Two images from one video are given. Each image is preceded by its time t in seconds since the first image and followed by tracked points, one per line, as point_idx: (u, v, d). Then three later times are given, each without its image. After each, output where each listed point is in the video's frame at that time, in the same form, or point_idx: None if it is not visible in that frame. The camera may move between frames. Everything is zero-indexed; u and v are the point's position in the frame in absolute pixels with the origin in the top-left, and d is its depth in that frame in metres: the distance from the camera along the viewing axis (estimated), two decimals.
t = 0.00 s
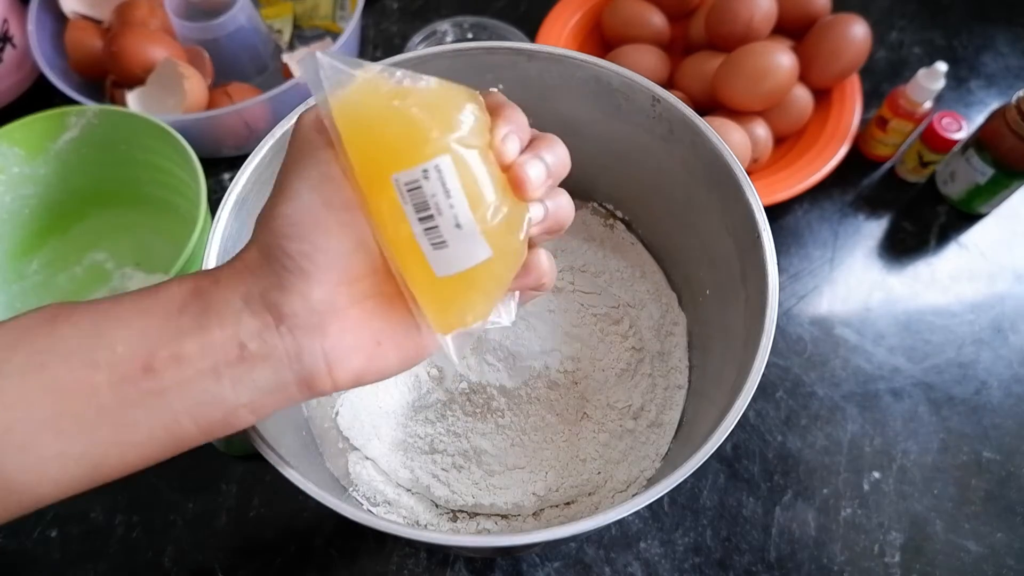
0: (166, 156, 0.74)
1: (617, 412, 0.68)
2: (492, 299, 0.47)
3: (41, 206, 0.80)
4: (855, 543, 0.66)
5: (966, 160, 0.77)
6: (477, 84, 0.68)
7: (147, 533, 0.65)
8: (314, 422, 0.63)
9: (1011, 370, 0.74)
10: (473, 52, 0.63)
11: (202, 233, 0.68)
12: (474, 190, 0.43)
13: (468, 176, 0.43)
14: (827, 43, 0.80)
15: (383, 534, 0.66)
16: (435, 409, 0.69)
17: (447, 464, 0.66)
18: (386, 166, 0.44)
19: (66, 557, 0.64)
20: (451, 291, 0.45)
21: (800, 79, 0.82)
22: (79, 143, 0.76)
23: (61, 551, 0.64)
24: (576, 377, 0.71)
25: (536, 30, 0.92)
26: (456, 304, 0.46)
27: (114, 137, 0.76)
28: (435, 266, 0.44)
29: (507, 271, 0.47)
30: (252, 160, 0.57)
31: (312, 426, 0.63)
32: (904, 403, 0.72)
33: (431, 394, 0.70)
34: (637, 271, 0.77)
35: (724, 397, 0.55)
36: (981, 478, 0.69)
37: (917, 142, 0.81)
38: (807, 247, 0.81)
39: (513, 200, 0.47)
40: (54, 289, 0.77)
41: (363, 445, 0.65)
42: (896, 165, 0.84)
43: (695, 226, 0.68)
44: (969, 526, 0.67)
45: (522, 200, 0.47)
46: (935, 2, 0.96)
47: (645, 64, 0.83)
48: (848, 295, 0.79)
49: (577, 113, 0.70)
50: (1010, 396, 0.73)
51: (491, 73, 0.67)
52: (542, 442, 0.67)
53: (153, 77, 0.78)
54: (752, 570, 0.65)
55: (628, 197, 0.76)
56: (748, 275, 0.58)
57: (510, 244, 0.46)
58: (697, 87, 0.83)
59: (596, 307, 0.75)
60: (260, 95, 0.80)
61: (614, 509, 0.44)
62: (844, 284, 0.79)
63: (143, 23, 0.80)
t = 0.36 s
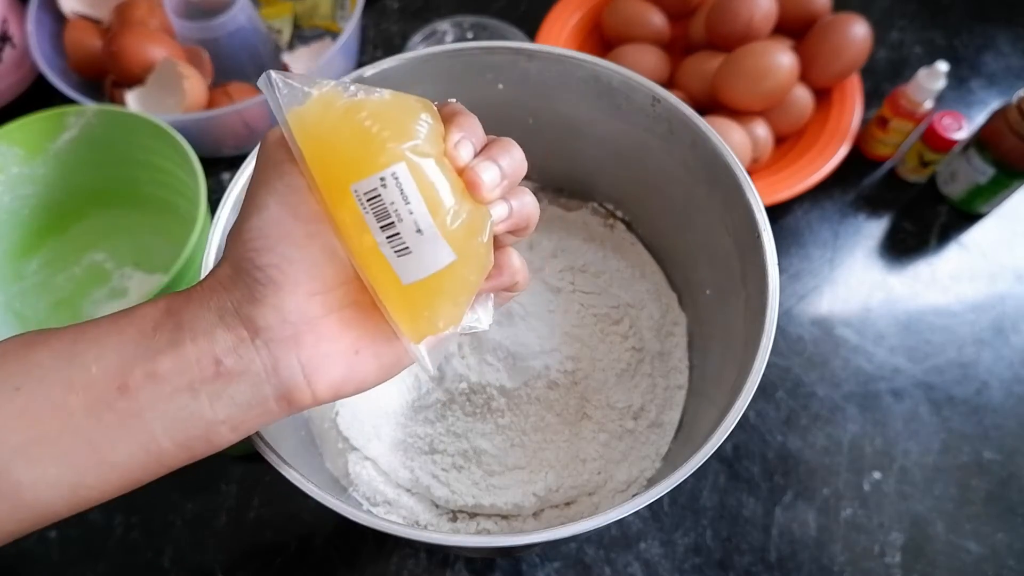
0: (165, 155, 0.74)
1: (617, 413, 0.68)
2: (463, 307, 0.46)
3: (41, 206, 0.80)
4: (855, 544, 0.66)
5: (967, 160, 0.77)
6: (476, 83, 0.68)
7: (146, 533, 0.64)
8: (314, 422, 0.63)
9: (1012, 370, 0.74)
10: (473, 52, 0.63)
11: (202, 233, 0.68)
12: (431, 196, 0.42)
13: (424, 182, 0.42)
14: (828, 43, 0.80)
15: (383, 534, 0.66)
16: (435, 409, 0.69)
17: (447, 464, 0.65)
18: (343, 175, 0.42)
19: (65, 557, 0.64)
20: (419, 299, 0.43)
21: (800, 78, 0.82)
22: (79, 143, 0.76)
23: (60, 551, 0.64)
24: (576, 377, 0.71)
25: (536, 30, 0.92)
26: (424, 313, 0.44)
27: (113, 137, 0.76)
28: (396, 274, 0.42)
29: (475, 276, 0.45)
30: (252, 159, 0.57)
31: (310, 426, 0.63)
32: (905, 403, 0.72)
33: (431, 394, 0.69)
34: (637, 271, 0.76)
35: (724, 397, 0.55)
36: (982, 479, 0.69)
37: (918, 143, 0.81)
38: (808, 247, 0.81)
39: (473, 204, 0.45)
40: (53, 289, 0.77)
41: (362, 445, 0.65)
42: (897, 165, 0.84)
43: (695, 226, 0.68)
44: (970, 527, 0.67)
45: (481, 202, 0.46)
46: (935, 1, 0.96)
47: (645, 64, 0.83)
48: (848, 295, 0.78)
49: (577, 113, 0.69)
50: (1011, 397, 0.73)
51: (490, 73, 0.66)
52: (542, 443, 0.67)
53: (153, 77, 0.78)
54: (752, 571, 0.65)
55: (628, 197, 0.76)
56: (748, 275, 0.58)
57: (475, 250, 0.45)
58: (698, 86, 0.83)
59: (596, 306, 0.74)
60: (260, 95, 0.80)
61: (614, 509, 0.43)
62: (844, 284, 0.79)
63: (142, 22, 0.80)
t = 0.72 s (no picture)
0: (166, 155, 0.74)
1: (617, 412, 0.68)
2: (395, 294, 0.53)
3: (42, 206, 0.80)
4: (855, 543, 0.66)
5: (966, 160, 0.77)
6: (477, 84, 0.68)
7: (148, 533, 0.65)
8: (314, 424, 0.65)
9: (1010, 370, 0.74)
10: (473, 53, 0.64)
11: (203, 234, 0.68)
12: (433, 43, 0.48)
13: (405, 22, 0.46)
14: (827, 44, 0.80)
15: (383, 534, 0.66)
16: (435, 409, 0.69)
17: (447, 464, 0.66)
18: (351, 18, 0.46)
19: (66, 557, 0.64)
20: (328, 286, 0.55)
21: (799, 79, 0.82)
22: (80, 144, 0.77)
23: (61, 551, 0.64)
24: (576, 377, 0.71)
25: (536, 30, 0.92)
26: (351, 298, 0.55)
27: (115, 137, 0.76)
28: (315, 277, 0.56)
29: (460, 48, 0.50)
30: (253, 160, 0.57)
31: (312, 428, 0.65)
32: (904, 403, 0.73)
33: (431, 394, 0.70)
34: (637, 271, 0.77)
35: (724, 397, 0.55)
36: (980, 478, 0.69)
37: (917, 143, 0.81)
38: (807, 247, 0.81)
39: (420, 206, 0.56)
40: (54, 289, 0.76)
41: (363, 445, 0.65)
42: (896, 165, 0.84)
43: (695, 226, 0.68)
44: (969, 526, 0.67)
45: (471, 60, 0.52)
46: (935, 2, 0.96)
47: (645, 64, 0.83)
48: (848, 295, 0.79)
49: (577, 114, 0.70)
50: (1009, 396, 0.73)
51: (491, 74, 0.67)
52: (542, 442, 0.67)
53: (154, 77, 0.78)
54: (752, 570, 0.65)
55: (628, 197, 0.77)
56: (748, 275, 0.58)
57: (400, 244, 0.52)
58: (698, 87, 0.83)
59: (596, 307, 0.75)
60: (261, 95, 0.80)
61: (614, 509, 0.44)
62: (843, 284, 0.79)
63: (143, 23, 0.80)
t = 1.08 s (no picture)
0: (166, 156, 0.74)
1: (617, 412, 0.68)
2: None
3: (42, 207, 0.80)
4: (855, 543, 0.66)
5: (966, 161, 0.77)
6: (477, 83, 0.68)
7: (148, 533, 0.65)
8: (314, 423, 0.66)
9: (1010, 370, 0.74)
10: (473, 52, 0.63)
11: (203, 233, 0.68)
12: None
13: None
14: (827, 43, 0.80)
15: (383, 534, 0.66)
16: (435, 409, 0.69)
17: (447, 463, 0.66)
18: None
19: (65, 558, 0.64)
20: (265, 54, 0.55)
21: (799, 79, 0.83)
22: (80, 144, 0.77)
23: (61, 551, 0.64)
24: (576, 377, 0.71)
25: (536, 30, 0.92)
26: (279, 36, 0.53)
27: (115, 138, 0.76)
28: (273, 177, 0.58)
29: None
30: (252, 160, 0.57)
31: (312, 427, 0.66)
32: (904, 403, 0.73)
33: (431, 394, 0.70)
34: (637, 271, 0.77)
35: (724, 397, 0.55)
36: (980, 478, 0.69)
37: (917, 143, 0.81)
38: (808, 247, 0.81)
39: None
40: (55, 289, 0.76)
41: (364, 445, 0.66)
42: (896, 165, 0.84)
43: (695, 226, 0.68)
44: (969, 526, 0.67)
45: None
46: (935, 2, 0.96)
47: (645, 64, 0.83)
48: (848, 295, 0.79)
49: (577, 113, 0.70)
50: (1009, 396, 0.73)
51: (491, 73, 0.67)
52: (542, 442, 0.67)
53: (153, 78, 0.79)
54: (752, 570, 0.65)
55: (628, 197, 0.77)
56: (749, 275, 0.58)
57: None
58: (698, 87, 0.83)
59: (596, 307, 0.75)
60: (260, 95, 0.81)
61: (614, 509, 0.44)
62: (843, 284, 0.79)
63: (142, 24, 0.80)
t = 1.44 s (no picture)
0: (166, 156, 0.74)
1: (617, 412, 0.69)
2: None
3: (42, 207, 0.80)
4: (855, 543, 0.66)
5: (966, 161, 0.77)
6: (477, 83, 0.68)
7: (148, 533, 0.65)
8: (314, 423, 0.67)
9: (1010, 370, 0.74)
10: (473, 52, 0.63)
11: (203, 234, 0.68)
12: None
13: None
14: (827, 44, 0.80)
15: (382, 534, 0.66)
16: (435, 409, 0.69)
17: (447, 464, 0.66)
18: None
19: (65, 557, 0.64)
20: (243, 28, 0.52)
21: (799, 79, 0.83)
22: (80, 144, 0.77)
23: (61, 551, 0.64)
24: (576, 377, 0.71)
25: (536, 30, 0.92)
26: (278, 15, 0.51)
27: (115, 138, 0.76)
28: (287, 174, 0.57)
29: None
30: (252, 160, 0.57)
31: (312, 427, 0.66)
32: (904, 403, 0.73)
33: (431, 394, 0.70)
34: (637, 271, 0.77)
35: (724, 397, 0.55)
36: (980, 478, 0.69)
37: (918, 143, 0.81)
38: (807, 247, 0.81)
39: None
40: (55, 289, 0.76)
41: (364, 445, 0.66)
42: (896, 165, 0.84)
43: (695, 226, 0.68)
44: (968, 526, 0.67)
45: None
46: (934, 2, 0.96)
47: (645, 64, 0.83)
48: (848, 295, 0.79)
49: (577, 113, 0.70)
50: (1009, 396, 0.73)
51: (491, 73, 0.67)
52: (542, 442, 0.67)
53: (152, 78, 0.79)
54: (753, 570, 0.65)
55: (628, 197, 0.77)
56: (748, 276, 0.58)
57: None
58: (697, 87, 0.83)
59: (596, 307, 0.75)
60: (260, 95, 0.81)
61: (614, 509, 0.43)
62: (843, 284, 0.79)
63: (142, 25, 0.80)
